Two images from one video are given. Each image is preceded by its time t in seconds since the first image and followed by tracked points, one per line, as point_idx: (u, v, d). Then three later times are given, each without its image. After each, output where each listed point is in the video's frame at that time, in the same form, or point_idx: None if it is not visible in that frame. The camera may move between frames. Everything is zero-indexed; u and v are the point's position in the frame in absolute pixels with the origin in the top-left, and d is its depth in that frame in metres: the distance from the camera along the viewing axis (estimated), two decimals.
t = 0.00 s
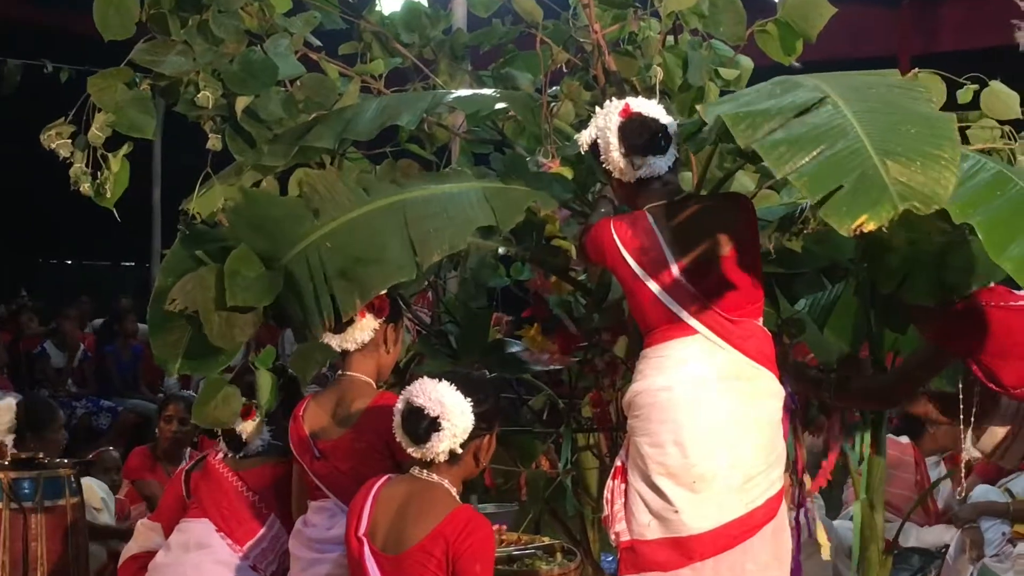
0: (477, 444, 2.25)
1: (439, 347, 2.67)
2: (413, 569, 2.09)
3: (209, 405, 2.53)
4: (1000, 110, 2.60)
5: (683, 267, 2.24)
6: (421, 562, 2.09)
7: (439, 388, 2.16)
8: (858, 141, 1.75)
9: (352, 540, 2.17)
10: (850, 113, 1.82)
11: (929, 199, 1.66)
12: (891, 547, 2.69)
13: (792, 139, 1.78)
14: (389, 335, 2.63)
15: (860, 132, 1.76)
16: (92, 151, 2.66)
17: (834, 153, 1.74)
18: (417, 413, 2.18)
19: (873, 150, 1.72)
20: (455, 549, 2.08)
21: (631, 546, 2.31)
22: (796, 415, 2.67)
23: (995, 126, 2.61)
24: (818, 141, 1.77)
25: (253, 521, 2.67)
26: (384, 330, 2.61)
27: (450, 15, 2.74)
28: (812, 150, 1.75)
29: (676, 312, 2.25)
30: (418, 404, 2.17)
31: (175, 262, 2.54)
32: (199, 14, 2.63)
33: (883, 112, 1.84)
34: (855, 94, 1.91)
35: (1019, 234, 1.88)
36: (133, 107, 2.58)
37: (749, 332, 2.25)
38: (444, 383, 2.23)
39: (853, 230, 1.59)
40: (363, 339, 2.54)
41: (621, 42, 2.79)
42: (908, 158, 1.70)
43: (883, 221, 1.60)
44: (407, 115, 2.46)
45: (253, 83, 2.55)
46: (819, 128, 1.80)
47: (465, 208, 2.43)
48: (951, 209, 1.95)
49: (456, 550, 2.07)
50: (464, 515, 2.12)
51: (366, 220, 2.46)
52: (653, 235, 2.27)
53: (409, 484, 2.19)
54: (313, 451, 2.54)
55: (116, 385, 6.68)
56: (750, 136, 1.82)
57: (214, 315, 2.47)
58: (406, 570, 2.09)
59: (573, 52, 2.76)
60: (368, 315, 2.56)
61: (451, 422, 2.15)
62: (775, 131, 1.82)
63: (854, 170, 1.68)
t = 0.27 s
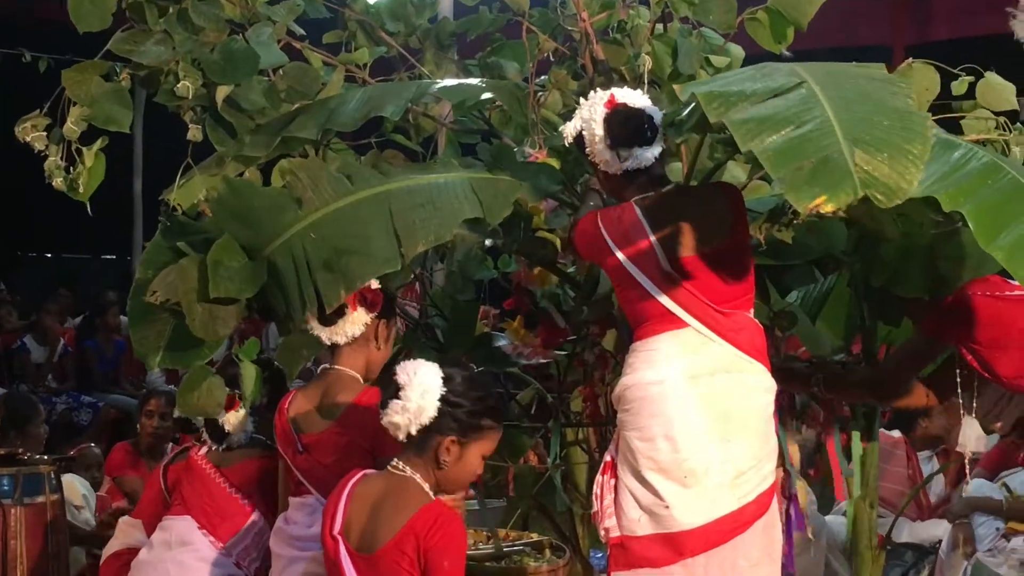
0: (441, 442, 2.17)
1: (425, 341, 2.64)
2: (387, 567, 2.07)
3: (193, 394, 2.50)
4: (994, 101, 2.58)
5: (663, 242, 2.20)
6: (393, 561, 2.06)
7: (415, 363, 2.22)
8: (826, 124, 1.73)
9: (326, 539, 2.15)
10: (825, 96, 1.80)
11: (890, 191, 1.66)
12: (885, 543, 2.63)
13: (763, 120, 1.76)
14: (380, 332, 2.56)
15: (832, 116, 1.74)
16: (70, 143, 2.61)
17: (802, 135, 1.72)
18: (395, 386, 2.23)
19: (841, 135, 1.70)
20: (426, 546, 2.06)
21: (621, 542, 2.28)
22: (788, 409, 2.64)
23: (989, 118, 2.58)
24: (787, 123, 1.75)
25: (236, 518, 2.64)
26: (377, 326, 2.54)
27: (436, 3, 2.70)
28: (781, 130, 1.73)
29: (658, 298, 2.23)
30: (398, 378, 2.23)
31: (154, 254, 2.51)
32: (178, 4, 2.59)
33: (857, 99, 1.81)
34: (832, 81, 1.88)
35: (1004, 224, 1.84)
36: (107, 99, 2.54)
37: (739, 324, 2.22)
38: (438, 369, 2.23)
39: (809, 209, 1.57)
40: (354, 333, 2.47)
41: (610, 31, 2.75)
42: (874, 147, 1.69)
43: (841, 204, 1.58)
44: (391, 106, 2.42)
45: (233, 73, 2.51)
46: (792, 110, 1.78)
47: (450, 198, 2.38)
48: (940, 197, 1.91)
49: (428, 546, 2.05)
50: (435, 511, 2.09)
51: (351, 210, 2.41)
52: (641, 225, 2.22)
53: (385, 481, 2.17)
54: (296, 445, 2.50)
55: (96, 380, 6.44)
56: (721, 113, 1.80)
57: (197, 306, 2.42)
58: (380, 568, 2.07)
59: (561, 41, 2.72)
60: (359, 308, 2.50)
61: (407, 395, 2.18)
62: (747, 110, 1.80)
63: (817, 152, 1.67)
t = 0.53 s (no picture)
0: (421, 435, 2.10)
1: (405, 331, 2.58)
2: (359, 564, 1.98)
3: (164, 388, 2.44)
4: (990, 82, 2.48)
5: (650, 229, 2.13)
6: (367, 557, 1.98)
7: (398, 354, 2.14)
8: (820, 108, 1.66)
9: (304, 533, 2.08)
10: (820, 79, 1.73)
11: (881, 185, 1.59)
12: (877, 537, 2.55)
13: (755, 103, 1.69)
14: (362, 322, 2.47)
15: (826, 100, 1.67)
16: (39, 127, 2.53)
17: (795, 120, 1.66)
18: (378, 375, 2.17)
19: (835, 121, 1.63)
20: (396, 543, 1.96)
21: (606, 536, 2.21)
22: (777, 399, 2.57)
23: (984, 99, 2.49)
24: (780, 107, 1.68)
25: (210, 513, 2.56)
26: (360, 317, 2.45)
27: None
28: (773, 114, 1.67)
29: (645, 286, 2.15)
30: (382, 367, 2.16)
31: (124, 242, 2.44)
32: None
33: (852, 84, 1.74)
34: (827, 65, 1.81)
35: (1005, 212, 1.83)
36: (75, 82, 2.47)
37: (726, 313, 2.16)
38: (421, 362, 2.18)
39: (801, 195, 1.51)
40: (337, 322, 2.38)
41: (595, 12, 2.68)
42: (868, 137, 1.62)
43: (832, 190, 1.52)
44: (370, 88, 2.35)
45: (208, 54, 2.43)
46: (785, 92, 1.71)
47: (428, 184, 2.31)
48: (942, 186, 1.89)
49: (397, 543, 1.95)
50: (411, 506, 1.99)
51: (326, 197, 2.33)
52: (624, 211, 2.15)
53: (364, 476, 2.09)
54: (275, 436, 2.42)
55: (67, 372, 6.31)
56: (711, 96, 1.73)
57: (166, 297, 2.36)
58: (354, 566, 1.99)
59: (544, 22, 2.65)
60: (342, 297, 2.41)
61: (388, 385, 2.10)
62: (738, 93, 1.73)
63: (810, 137, 1.60)
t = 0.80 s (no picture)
0: (407, 428, 2.02)
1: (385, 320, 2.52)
2: (340, 561, 1.91)
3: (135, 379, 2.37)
4: (982, 66, 2.42)
5: (645, 234, 2.07)
6: (350, 554, 1.91)
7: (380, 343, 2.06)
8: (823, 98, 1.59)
9: (282, 528, 2.00)
10: (816, 67, 1.67)
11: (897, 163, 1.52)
12: (868, 530, 2.53)
13: (753, 99, 1.63)
14: (339, 310, 2.39)
15: (825, 88, 1.61)
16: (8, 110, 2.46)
17: (796, 114, 1.59)
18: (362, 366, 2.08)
19: (838, 109, 1.56)
20: (383, 541, 1.89)
21: (590, 530, 2.15)
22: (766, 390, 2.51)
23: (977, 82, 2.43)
24: (779, 100, 1.61)
25: (182, 507, 2.50)
26: (337, 305, 2.38)
27: None
28: (773, 110, 1.60)
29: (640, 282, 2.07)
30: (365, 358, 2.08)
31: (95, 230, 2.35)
32: None
33: (850, 68, 1.68)
34: (820, 49, 1.75)
35: (1002, 198, 1.74)
36: (52, 61, 2.38)
37: (714, 301, 2.09)
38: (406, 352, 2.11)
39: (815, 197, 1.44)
40: (313, 310, 2.30)
41: None
42: (875, 117, 1.55)
43: (847, 184, 1.45)
44: (349, 70, 2.29)
45: (182, 35, 2.38)
46: (784, 86, 1.65)
47: (407, 168, 2.23)
48: (935, 176, 1.83)
49: (385, 542, 1.88)
50: (396, 502, 1.92)
51: (300, 181, 2.24)
52: (609, 196, 2.08)
53: (344, 469, 2.01)
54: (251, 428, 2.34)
55: (34, 363, 5.96)
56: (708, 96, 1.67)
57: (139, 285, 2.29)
58: (335, 562, 1.92)
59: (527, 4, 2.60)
60: (318, 283, 2.34)
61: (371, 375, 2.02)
62: (733, 89, 1.66)
63: (817, 129, 1.53)
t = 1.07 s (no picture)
0: (403, 423, 1.99)
1: (369, 311, 2.48)
2: (338, 557, 1.86)
3: (114, 368, 2.34)
4: (973, 52, 2.39)
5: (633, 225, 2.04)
6: (349, 551, 1.85)
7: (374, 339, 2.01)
8: (815, 86, 1.55)
9: (272, 522, 1.93)
10: (807, 54, 1.63)
11: (887, 152, 1.49)
12: (857, 525, 2.43)
13: (743, 85, 1.59)
14: (321, 302, 2.37)
15: (817, 75, 1.57)
16: None
17: (788, 102, 1.55)
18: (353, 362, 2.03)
19: (829, 96, 1.53)
20: (393, 540, 1.85)
21: (576, 524, 2.11)
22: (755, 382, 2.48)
23: (968, 70, 2.40)
24: (769, 88, 1.58)
25: (162, 502, 2.46)
26: (319, 297, 2.36)
27: None
28: (764, 98, 1.56)
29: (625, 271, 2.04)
30: (356, 354, 2.03)
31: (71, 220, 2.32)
32: None
33: (841, 55, 1.64)
34: (811, 34, 1.71)
35: (990, 186, 1.71)
36: (32, 47, 2.33)
37: (702, 294, 2.05)
38: (398, 347, 2.07)
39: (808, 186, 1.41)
40: (294, 303, 2.28)
41: None
42: (867, 105, 1.52)
43: (838, 175, 1.43)
44: (331, 59, 2.25)
45: (162, 23, 2.36)
46: (774, 71, 1.61)
47: (389, 159, 2.19)
48: (922, 160, 1.78)
49: (396, 545, 1.85)
50: (404, 503, 1.88)
51: (282, 173, 2.21)
52: (595, 186, 2.05)
53: (338, 465, 1.95)
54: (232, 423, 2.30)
55: (18, 358, 5.74)
56: (697, 82, 1.62)
57: (115, 279, 2.25)
58: (331, 558, 1.86)
59: None
60: (300, 274, 2.32)
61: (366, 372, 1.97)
62: (723, 75, 1.62)
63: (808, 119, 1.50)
